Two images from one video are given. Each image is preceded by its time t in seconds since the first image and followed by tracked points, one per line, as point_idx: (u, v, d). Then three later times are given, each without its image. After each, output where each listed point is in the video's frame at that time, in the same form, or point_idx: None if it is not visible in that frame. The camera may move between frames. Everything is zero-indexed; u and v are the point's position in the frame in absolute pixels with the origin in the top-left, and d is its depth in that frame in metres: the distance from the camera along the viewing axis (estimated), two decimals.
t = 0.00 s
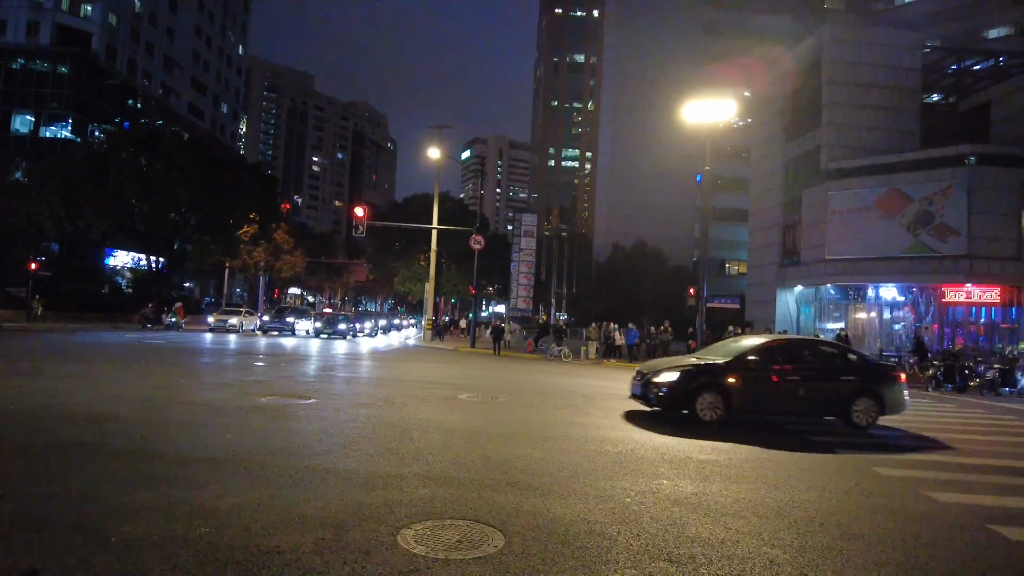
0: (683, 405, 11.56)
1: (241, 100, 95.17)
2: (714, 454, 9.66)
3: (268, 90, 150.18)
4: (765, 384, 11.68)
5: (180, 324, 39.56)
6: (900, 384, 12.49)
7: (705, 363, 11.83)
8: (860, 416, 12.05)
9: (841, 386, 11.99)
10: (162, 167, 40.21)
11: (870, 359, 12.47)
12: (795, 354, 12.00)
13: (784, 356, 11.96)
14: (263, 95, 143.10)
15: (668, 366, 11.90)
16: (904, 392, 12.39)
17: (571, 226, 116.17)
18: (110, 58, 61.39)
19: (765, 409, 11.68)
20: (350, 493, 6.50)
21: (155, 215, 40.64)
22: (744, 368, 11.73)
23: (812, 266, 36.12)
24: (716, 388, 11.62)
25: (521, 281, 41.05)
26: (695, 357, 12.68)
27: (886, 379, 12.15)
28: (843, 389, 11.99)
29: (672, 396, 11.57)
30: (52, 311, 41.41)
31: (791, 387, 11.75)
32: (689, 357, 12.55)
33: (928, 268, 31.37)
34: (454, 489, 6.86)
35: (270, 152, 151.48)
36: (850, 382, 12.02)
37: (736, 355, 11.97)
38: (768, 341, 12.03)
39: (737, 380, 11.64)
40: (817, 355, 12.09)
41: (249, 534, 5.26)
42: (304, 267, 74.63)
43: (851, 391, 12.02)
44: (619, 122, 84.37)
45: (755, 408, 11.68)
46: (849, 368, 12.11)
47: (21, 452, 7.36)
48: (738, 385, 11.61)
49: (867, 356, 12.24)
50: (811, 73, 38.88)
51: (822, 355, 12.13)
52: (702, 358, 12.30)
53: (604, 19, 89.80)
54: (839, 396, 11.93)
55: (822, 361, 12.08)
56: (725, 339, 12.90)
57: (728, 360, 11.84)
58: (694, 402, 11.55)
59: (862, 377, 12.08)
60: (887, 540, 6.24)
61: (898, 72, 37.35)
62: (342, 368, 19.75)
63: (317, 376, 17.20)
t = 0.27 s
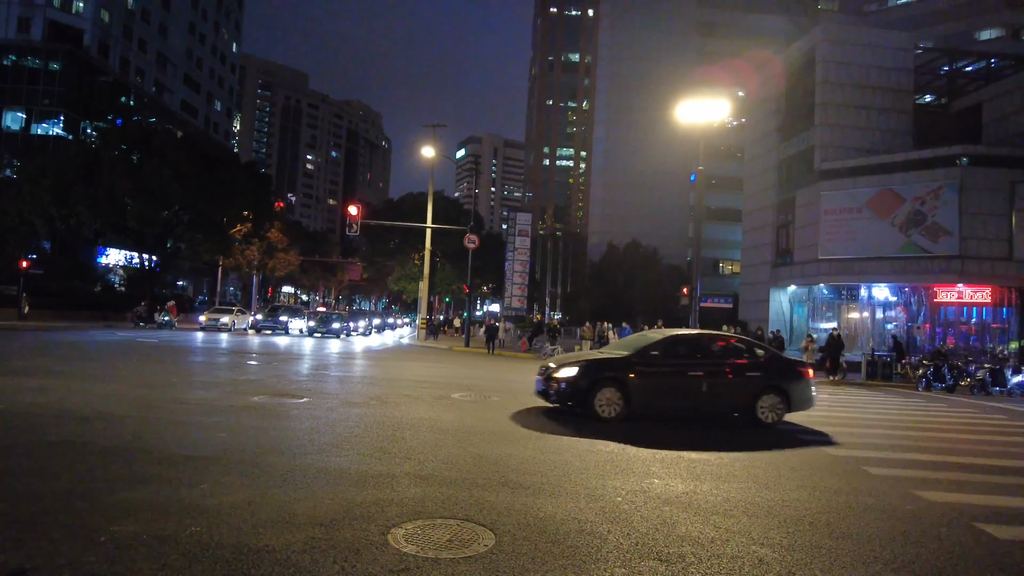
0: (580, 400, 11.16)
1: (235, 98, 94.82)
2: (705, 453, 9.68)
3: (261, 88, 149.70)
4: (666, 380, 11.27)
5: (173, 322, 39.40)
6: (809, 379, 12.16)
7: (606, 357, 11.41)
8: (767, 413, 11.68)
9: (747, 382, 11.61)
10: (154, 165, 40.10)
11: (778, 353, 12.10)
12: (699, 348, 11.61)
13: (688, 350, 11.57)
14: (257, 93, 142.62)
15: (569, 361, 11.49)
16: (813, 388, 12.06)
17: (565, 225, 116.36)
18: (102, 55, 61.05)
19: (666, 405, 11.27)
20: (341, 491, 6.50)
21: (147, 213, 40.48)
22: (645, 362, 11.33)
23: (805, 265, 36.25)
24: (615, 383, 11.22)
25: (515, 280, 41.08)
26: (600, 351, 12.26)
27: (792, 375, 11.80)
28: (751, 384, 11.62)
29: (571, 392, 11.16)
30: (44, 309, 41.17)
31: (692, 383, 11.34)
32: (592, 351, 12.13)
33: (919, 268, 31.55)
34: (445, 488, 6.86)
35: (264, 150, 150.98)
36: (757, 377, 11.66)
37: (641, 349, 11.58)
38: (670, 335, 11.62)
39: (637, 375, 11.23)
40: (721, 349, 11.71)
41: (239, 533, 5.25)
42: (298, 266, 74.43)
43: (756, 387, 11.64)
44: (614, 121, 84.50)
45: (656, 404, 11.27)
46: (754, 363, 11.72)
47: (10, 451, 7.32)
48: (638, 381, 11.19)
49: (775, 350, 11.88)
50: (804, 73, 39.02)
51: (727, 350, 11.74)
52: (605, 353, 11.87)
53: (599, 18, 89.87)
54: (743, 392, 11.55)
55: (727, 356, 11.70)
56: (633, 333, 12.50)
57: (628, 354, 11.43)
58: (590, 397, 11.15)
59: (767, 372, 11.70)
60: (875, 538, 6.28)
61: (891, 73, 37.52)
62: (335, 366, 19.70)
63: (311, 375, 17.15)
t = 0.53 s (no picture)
0: (483, 395, 11.06)
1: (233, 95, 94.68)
2: (701, 451, 9.71)
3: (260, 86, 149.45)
4: (571, 374, 11.19)
5: (171, 320, 39.39)
6: (722, 374, 12.10)
7: (510, 352, 11.32)
8: (675, 409, 11.60)
9: (655, 377, 11.54)
10: (152, 163, 40.05)
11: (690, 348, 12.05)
12: (607, 343, 11.55)
13: (597, 345, 11.51)
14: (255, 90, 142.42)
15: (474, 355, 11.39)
16: (725, 384, 11.98)
17: (564, 223, 116.45)
18: (99, 52, 60.91)
19: (572, 401, 11.18)
20: (336, 489, 6.52)
21: (145, 210, 40.43)
22: (550, 357, 11.24)
23: (803, 264, 36.31)
24: (520, 378, 11.13)
25: (513, 279, 41.10)
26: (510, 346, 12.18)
27: (702, 370, 11.73)
28: (658, 380, 11.55)
29: (473, 387, 11.07)
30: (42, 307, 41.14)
31: (598, 378, 11.26)
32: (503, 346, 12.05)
33: (916, 267, 31.63)
34: (440, 486, 6.88)
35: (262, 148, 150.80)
36: (666, 372, 11.59)
37: (549, 343, 11.48)
38: (580, 329, 11.56)
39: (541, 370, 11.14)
40: (630, 344, 11.66)
41: (234, 530, 5.27)
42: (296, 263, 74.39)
43: (665, 383, 11.58)
44: (612, 119, 84.49)
45: (559, 400, 11.18)
46: (663, 358, 11.67)
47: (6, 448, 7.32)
48: (543, 375, 11.11)
49: (686, 345, 11.82)
50: (802, 72, 39.06)
51: (639, 345, 11.72)
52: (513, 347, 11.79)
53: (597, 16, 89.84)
54: (651, 386, 11.48)
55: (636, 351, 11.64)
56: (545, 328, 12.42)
57: (533, 348, 11.35)
58: (493, 394, 11.02)
59: (677, 367, 11.66)
60: (868, 536, 6.32)
61: (889, 72, 37.56)
62: (333, 364, 19.72)
63: (307, 373, 17.16)
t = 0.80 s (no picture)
0: (384, 395, 10.42)
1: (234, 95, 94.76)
2: (700, 450, 9.72)
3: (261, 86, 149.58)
4: (479, 371, 10.67)
5: (173, 320, 39.41)
6: (637, 370, 11.76)
7: (414, 347, 10.69)
8: (588, 405, 11.20)
9: (568, 373, 11.11)
10: (154, 163, 40.04)
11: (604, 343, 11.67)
12: (518, 339, 11.06)
13: (504, 340, 11.00)
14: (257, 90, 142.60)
15: (376, 352, 10.73)
16: (640, 379, 11.65)
17: (565, 223, 116.45)
18: (101, 52, 60.99)
19: (479, 399, 10.68)
20: (332, 489, 6.52)
21: (147, 210, 40.45)
22: (457, 354, 10.69)
23: (804, 264, 36.27)
24: (425, 376, 10.53)
25: (515, 278, 41.08)
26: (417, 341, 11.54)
27: (616, 365, 11.37)
28: (571, 376, 11.12)
29: (374, 385, 10.44)
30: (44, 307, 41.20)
31: (508, 373, 10.77)
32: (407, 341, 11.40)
33: (918, 267, 31.57)
34: (438, 485, 6.89)
35: (264, 148, 150.97)
36: (578, 368, 11.16)
37: (456, 338, 10.91)
38: (489, 323, 11.05)
39: (447, 367, 10.57)
40: (541, 339, 11.19)
41: (230, 528, 5.29)
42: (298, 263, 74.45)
43: (578, 378, 11.16)
44: (613, 119, 84.45)
45: (465, 398, 10.65)
46: (577, 353, 11.25)
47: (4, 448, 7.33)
48: (449, 372, 10.55)
49: (600, 340, 11.44)
50: (804, 72, 39.01)
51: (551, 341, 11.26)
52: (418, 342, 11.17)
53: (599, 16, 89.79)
54: (563, 383, 11.05)
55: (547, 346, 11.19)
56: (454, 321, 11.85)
57: (438, 343, 10.76)
58: (393, 394, 10.38)
59: (591, 363, 11.25)
60: (866, 535, 6.32)
61: (891, 71, 37.48)
62: (333, 364, 19.75)
63: (308, 372, 17.17)
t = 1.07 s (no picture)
0: (271, 394, 9.75)
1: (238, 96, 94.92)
2: (699, 452, 9.72)
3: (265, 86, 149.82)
4: (380, 370, 10.07)
5: (175, 320, 39.50)
6: (552, 367, 11.28)
7: (306, 345, 10.01)
8: (497, 405, 10.68)
9: (476, 371, 10.57)
10: (157, 163, 40.14)
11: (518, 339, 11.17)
12: (424, 335, 10.49)
13: (408, 336, 10.45)
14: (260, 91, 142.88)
15: (266, 351, 10.02)
16: (554, 378, 11.16)
17: (568, 224, 116.43)
18: (105, 53, 61.17)
19: (378, 399, 10.07)
20: (330, 488, 6.53)
21: (150, 211, 40.56)
22: (354, 350, 10.05)
23: (807, 265, 36.23)
24: (318, 374, 9.89)
25: (517, 280, 41.05)
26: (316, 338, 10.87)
27: (528, 362, 10.87)
28: (478, 375, 10.59)
29: (260, 386, 9.75)
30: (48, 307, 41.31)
31: (410, 372, 10.19)
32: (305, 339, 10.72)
33: (921, 269, 31.49)
34: (436, 486, 6.91)
35: (267, 149, 151.26)
36: (486, 366, 10.63)
37: (355, 335, 10.26)
38: (392, 319, 10.43)
39: (343, 365, 9.93)
40: (448, 335, 10.63)
41: (228, 528, 5.31)
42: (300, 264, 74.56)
43: (485, 377, 10.63)
44: (616, 120, 84.40)
45: (363, 399, 10.03)
46: (487, 349, 10.73)
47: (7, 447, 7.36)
48: (344, 372, 9.91)
49: (512, 336, 10.93)
50: (807, 73, 38.95)
51: (458, 337, 10.71)
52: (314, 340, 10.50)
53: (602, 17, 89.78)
54: (470, 382, 10.50)
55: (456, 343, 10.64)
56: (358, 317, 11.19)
57: (333, 341, 10.10)
58: (282, 394, 9.72)
59: (502, 360, 10.74)
60: (864, 537, 6.31)
61: (894, 73, 37.43)
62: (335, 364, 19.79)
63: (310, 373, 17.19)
